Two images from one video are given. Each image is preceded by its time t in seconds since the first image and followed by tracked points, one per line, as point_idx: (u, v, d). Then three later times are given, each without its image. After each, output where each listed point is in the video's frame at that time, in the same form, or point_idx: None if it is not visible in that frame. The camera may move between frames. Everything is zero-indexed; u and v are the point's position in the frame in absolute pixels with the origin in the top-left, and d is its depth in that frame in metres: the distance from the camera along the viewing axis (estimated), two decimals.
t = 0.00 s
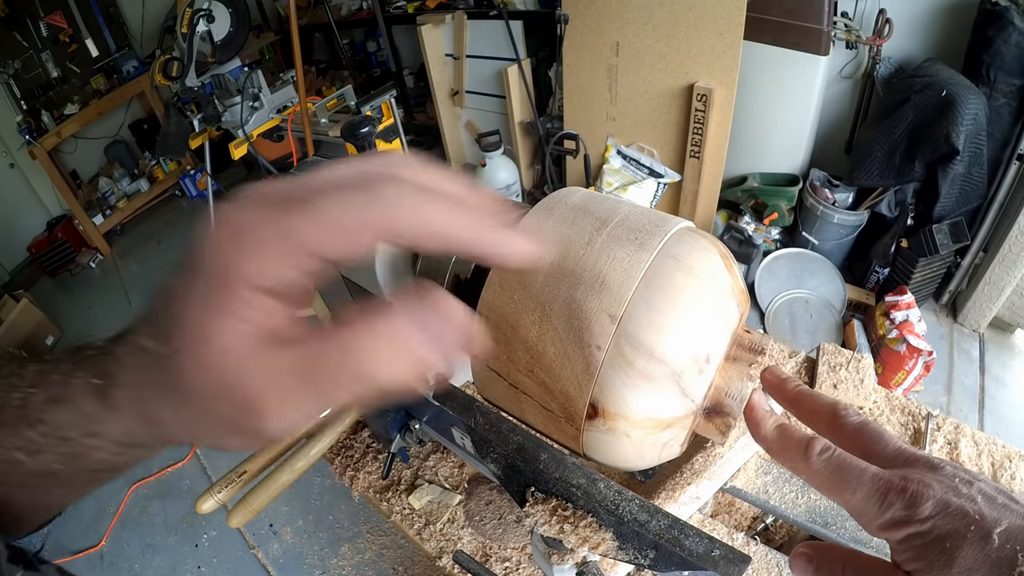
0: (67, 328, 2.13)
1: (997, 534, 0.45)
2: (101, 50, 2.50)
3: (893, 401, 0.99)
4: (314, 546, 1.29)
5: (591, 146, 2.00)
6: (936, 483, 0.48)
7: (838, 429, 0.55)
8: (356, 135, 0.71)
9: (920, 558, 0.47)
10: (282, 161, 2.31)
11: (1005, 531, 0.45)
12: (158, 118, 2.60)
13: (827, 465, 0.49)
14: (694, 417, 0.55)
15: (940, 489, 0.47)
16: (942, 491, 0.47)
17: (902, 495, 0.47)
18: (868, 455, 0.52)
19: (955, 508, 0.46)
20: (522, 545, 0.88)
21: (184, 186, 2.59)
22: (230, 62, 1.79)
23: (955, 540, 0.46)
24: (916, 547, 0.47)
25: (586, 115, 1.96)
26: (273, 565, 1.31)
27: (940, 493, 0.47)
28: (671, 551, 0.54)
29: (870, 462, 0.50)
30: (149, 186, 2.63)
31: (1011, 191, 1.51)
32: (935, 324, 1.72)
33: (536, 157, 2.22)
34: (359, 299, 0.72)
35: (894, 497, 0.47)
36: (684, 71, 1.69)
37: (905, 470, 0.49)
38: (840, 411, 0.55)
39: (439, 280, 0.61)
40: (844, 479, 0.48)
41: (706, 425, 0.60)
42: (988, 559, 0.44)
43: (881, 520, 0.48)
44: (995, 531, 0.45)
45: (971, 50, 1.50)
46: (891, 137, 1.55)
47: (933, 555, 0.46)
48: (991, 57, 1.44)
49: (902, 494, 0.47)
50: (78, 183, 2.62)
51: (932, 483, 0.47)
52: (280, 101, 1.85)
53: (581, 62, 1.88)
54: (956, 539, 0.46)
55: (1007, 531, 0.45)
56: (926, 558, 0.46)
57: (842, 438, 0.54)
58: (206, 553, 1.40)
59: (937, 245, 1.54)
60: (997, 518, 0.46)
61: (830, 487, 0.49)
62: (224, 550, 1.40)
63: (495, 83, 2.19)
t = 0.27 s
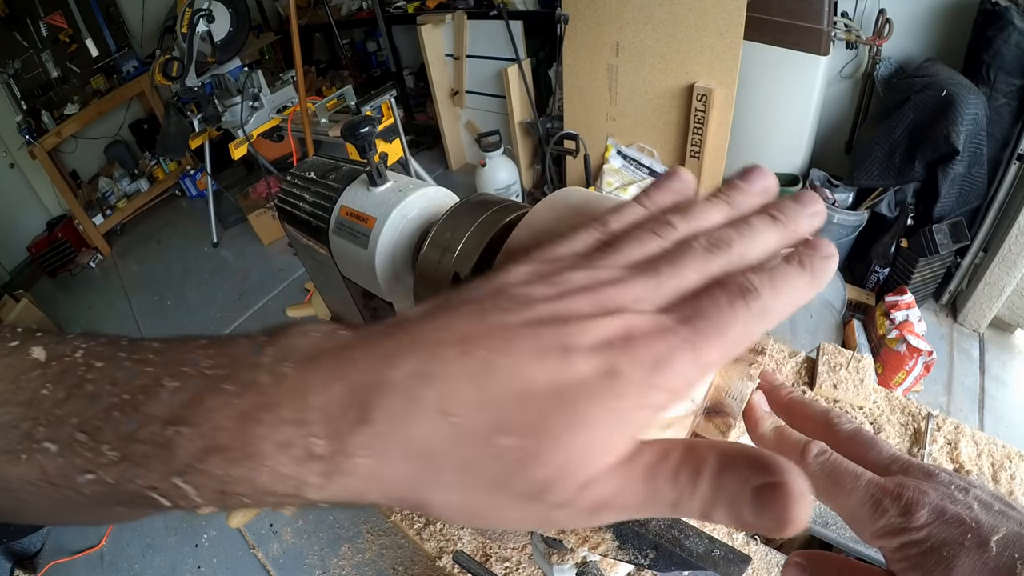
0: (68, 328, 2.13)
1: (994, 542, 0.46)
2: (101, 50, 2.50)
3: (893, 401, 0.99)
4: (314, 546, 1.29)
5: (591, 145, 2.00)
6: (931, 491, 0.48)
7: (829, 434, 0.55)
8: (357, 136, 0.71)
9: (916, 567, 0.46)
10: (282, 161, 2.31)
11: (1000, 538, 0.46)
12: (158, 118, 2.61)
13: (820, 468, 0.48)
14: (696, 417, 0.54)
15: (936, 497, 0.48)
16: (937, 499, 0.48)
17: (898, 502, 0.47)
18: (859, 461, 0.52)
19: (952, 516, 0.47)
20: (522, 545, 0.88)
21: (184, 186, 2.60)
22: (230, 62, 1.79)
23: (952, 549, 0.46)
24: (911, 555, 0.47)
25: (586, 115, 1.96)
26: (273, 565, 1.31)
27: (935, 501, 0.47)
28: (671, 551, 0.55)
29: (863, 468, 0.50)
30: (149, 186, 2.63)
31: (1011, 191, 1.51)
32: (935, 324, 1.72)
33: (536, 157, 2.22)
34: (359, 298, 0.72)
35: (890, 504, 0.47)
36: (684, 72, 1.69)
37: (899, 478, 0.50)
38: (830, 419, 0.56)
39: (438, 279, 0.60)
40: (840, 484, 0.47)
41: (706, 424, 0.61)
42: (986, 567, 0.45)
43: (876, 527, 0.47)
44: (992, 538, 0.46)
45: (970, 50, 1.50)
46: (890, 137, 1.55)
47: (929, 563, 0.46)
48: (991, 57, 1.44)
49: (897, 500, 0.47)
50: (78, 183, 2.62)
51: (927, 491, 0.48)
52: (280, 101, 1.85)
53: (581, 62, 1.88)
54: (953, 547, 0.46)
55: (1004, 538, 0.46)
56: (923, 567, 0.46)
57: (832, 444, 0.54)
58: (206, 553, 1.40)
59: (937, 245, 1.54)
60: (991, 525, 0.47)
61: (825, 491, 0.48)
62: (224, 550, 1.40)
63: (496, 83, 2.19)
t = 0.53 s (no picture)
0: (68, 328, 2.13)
1: (985, 552, 0.46)
2: (101, 50, 2.50)
3: (893, 401, 0.99)
4: (314, 547, 1.29)
5: (591, 146, 2.00)
6: (925, 502, 0.49)
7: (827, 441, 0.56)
8: (357, 135, 0.71)
9: None
10: (282, 162, 2.31)
11: (992, 548, 0.46)
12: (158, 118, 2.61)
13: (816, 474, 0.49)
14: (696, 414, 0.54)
15: (928, 507, 0.48)
16: (929, 509, 0.48)
17: (890, 512, 0.48)
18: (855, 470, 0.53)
19: (943, 526, 0.47)
20: (522, 545, 0.88)
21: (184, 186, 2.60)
22: (230, 62, 1.79)
23: (942, 558, 0.46)
24: (901, 564, 0.47)
25: (586, 115, 1.96)
26: (274, 565, 1.31)
27: (927, 511, 0.48)
28: (671, 551, 0.55)
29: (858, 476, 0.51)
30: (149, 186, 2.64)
31: (1011, 191, 1.51)
32: (935, 325, 1.73)
33: (536, 158, 2.22)
34: (359, 298, 0.72)
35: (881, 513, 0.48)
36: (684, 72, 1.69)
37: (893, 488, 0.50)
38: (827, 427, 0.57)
39: (438, 278, 0.60)
40: (833, 490, 0.48)
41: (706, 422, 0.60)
42: None
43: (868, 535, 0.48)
44: (984, 548, 0.46)
45: (970, 49, 1.50)
46: (890, 137, 1.55)
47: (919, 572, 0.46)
48: (990, 57, 1.44)
49: (889, 511, 0.48)
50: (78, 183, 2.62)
51: (919, 501, 0.48)
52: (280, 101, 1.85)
53: (581, 62, 1.88)
54: (944, 557, 0.46)
55: (995, 548, 0.46)
56: None
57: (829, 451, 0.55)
58: (206, 554, 1.41)
59: (937, 245, 1.54)
60: (984, 536, 0.47)
61: (819, 496, 0.49)
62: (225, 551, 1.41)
63: (496, 83, 2.19)
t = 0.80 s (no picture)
0: (68, 328, 2.13)
1: (991, 543, 0.43)
2: (101, 49, 2.50)
3: (893, 401, 0.99)
4: (314, 546, 1.29)
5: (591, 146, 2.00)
6: (928, 496, 0.47)
7: (829, 441, 0.56)
8: (357, 135, 0.71)
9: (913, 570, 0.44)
10: (282, 162, 2.31)
11: (999, 539, 0.44)
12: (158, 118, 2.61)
13: (818, 472, 0.50)
14: (695, 414, 0.55)
15: (934, 500, 0.47)
16: (933, 502, 0.46)
17: (893, 506, 0.46)
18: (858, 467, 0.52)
19: (947, 519, 0.45)
20: (522, 545, 0.87)
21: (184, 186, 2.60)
22: (230, 62, 1.79)
23: (948, 551, 0.44)
24: (906, 559, 0.45)
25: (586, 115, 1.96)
26: (273, 565, 1.31)
27: (931, 505, 0.46)
28: (671, 551, 0.54)
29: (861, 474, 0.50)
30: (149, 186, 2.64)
31: (1011, 191, 1.51)
32: (935, 324, 1.72)
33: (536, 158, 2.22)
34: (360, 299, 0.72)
35: (883, 507, 0.47)
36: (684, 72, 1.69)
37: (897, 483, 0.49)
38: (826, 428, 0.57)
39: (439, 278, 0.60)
40: (835, 485, 0.48)
41: (707, 424, 0.61)
42: (983, 568, 0.42)
43: (872, 532, 0.47)
44: (989, 540, 0.44)
45: (970, 50, 1.50)
46: (890, 137, 1.55)
47: (924, 567, 0.44)
48: (990, 57, 1.44)
49: (892, 505, 0.47)
50: (78, 183, 2.62)
51: (922, 495, 0.47)
52: (280, 101, 1.85)
53: (581, 62, 1.88)
54: (950, 549, 0.44)
55: (1001, 539, 0.44)
56: (919, 571, 0.44)
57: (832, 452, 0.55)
58: (206, 553, 1.41)
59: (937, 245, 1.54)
60: (989, 527, 0.45)
61: (821, 494, 0.49)
62: (224, 550, 1.41)
63: (495, 83, 2.19)
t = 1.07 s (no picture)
0: (67, 328, 2.13)
1: (992, 541, 0.43)
2: (101, 49, 2.50)
3: (893, 401, 0.98)
4: (314, 546, 1.29)
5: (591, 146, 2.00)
6: (929, 495, 0.47)
7: (828, 441, 0.56)
8: (357, 135, 0.71)
9: (914, 570, 0.44)
10: (282, 161, 2.31)
11: (999, 537, 0.43)
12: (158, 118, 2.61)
13: (818, 472, 0.50)
14: (695, 415, 0.55)
15: (934, 500, 0.47)
16: (933, 502, 0.46)
17: (893, 505, 0.46)
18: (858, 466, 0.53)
19: (947, 518, 0.45)
20: (522, 545, 0.88)
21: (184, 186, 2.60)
22: (230, 62, 1.79)
23: (949, 550, 0.44)
24: (907, 559, 0.45)
25: (586, 115, 1.96)
26: (273, 565, 1.32)
27: (931, 504, 0.46)
28: (671, 551, 0.54)
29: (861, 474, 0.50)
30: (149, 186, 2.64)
31: (1011, 191, 1.51)
32: (935, 324, 1.72)
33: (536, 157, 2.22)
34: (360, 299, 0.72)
35: (883, 506, 0.47)
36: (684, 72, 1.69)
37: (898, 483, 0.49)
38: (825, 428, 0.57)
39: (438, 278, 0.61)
40: (835, 485, 0.48)
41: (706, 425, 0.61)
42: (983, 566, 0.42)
43: (873, 531, 0.47)
44: (991, 538, 0.44)
45: (971, 50, 1.50)
46: (890, 137, 1.55)
47: (926, 567, 0.44)
48: (991, 57, 1.44)
49: (893, 504, 0.47)
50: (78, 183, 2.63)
51: (922, 495, 0.47)
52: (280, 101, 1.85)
53: (581, 62, 1.88)
54: (951, 548, 0.44)
55: (1002, 537, 0.43)
56: (920, 571, 0.44)
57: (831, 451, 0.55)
58: (206, 553, 1.41)
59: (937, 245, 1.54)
60: (990, 526, 0.44)
61: (821, 494, 0.49)
62: (224, 550, 1.41)
63: (495, 83, 2.19)
